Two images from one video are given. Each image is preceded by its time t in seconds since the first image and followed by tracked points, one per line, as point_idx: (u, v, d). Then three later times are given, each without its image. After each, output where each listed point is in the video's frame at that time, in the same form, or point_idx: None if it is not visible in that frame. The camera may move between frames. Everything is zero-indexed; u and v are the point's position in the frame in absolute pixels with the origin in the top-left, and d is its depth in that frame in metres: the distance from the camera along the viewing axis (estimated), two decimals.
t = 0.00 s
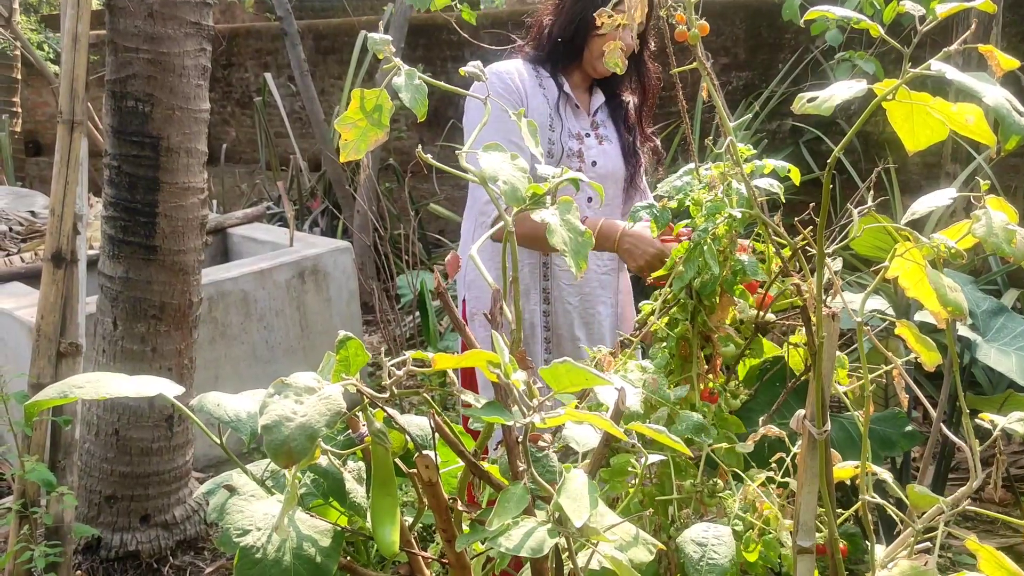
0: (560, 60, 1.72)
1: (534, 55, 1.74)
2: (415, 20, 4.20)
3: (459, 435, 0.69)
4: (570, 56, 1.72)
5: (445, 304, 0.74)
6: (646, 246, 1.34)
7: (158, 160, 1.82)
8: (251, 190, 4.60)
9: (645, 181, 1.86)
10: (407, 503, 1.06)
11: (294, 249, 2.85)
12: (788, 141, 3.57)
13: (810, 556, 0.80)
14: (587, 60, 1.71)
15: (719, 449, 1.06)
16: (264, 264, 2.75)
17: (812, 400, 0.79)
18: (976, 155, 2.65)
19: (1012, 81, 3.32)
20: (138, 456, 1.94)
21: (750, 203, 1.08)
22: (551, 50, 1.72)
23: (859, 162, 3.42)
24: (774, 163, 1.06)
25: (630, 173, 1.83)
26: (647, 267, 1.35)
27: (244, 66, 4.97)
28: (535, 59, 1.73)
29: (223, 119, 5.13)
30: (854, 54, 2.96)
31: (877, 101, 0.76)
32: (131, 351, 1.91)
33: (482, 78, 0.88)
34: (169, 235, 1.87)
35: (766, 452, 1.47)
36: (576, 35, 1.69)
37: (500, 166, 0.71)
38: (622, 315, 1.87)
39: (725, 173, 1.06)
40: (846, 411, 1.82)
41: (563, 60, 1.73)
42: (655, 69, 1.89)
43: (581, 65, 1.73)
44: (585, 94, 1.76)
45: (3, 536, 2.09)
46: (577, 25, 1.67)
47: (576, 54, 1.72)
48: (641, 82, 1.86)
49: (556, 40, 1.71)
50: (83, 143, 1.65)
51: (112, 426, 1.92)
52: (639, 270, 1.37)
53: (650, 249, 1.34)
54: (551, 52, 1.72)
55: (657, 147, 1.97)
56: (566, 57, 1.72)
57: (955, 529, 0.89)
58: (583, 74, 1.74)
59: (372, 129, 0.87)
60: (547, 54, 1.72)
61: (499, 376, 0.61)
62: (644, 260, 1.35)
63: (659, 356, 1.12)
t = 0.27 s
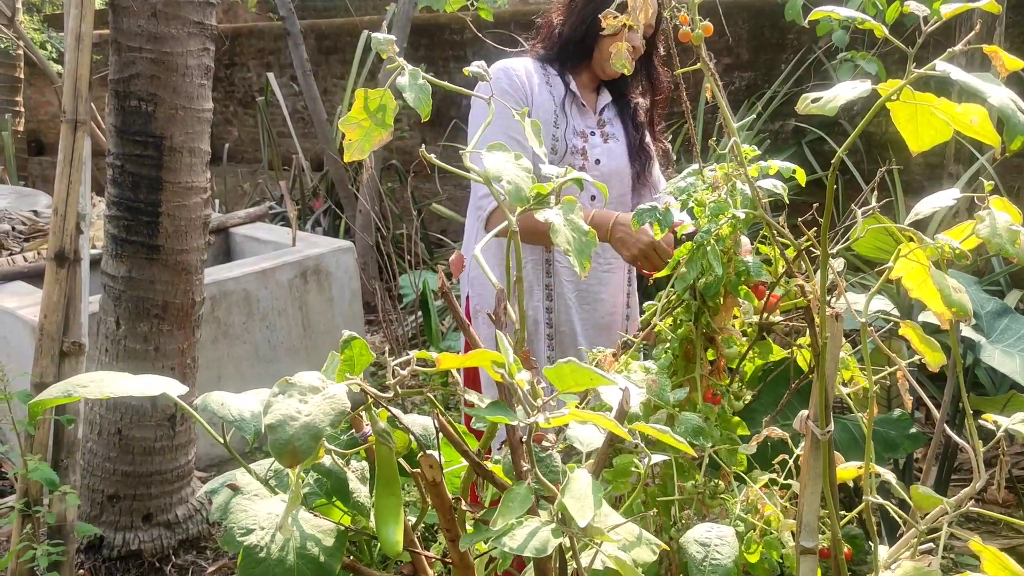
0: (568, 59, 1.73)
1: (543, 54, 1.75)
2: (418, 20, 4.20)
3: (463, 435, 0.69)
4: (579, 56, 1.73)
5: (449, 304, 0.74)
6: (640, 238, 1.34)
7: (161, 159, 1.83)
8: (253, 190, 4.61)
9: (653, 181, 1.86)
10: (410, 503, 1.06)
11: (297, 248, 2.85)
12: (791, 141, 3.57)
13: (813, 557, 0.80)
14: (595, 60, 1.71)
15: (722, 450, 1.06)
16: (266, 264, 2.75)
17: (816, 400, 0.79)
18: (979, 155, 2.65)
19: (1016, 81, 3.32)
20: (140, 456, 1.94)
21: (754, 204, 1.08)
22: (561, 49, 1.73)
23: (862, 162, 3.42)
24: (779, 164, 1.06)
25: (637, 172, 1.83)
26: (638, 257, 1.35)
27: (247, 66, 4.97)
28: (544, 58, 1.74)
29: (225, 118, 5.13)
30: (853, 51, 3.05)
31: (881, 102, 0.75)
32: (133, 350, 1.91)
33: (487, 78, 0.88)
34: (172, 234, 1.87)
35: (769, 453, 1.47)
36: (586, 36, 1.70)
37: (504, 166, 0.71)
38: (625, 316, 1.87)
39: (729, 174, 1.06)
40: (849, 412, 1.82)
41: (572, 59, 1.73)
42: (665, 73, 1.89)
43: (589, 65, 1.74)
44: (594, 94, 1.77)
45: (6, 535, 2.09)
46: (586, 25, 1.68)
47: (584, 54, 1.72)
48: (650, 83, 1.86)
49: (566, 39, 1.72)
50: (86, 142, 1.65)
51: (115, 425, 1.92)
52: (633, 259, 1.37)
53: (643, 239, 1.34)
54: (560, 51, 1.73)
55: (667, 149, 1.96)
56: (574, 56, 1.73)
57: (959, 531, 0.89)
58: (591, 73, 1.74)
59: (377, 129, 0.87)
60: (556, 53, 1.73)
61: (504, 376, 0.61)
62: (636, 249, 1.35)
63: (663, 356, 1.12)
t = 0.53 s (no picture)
0: (576, 59, 1.73)
1: (552, 54, 1.75)
2: (420, 20, 4.21)
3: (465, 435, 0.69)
4: (587, 57, 1.73)
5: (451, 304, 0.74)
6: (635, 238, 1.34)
7: (163, 159, 1.83)
8: (255, 190, 4.61)
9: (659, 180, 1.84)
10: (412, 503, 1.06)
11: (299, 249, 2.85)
12: (793, 141, 3.57)
13: (815, 557, 0.80)
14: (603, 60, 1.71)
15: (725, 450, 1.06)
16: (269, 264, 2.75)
17: (818, 401, 0.79)
18: (981, 156, 2.65)
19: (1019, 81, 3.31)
20: (142, 455, 1.94)
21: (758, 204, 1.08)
22: (569, 48, 1.73)
23: (864, 163, 3.42)
24: (782, 165, 1.06)
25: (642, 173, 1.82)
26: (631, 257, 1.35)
27: (248, 66, 4.97)
28: (552, 57, 1.74)
29: (227, 118, 5.14)
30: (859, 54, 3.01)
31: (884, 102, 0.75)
32: (136, 350, 1.91)
33: (489, 78, 0.88)
34: (174, 234, 1.88)
35: (771, 454, 1.47)
36: (595, 36, 1.70)
37: (506, 166, 0.71)
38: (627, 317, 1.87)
39: (732, 174, 1.05)
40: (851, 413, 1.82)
41: (580, 59, 1.73)
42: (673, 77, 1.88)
43: (598, 65, 1.73)
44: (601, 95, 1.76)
45: (8, 535, 2.09)
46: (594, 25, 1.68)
47: (592, 54, 1.72)
48: (659, 85, 1.85)
49: (574, 39, 1.72)
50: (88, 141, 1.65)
51: (116, 425, 1.92)
52: (626, 259, 1.37)
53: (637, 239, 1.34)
54: (568, 51, 1.73)
55: (676, 151, 1.95)
56: (582, 56, 1.73)
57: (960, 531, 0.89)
58: (599, 74, 1.74)
59: (379, 129, 0.87)
60: (564, 52, 1.73)
61: (506, 376, 0.61)
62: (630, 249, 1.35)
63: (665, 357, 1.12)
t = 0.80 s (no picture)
0: (584, 61, 1.73)
1: (560, 55, 1.75)
2: (421, 21, 4.21)
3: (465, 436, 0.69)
4: (595, 58, 1.73)
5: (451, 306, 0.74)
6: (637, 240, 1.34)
7: (164, 159, 1.83)
8: (256, 191, 4.61)
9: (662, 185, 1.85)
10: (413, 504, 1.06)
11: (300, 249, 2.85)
12: (794, 142, 3.57)
13: (815, 558, 0.80)
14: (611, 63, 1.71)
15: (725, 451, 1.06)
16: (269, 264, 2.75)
17: (819, 402, 0.79)
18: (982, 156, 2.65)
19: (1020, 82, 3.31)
20: (143, 456, 1.94)
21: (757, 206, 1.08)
22: (577, 50, 1.73)
23: (865, 163, 3.42)
24: (782, 166, 1.06)
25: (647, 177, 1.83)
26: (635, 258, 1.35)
27: (249, 66, 4.98)
28: (559, 59, 1.74)
29: (229, 119, 5.14)
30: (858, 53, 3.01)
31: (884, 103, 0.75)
32: (137, 350, 1.91)
33: (490, 80, 0.88)
34: (175, 234, 1.88)
35: (772, 456, 1.47)
36: (604, 38, 1.70)
37: (507, 167, 0.71)
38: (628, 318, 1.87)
39: (732, 176, 1.05)
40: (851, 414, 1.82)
41: (588, 61, 1.73)
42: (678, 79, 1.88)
43: (606, 67, 1.73)
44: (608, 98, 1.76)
45: (9, 535, 2.09)
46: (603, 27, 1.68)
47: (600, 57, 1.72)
48: (667, 89, 1.85)
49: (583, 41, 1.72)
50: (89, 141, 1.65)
51: (117, 425, 1.92)
52: (630, 260, 1.37)
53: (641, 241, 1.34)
54: (576, 53, 1.73)
55: (682, 156, 1.95)
56: (590, 58, 1.73)
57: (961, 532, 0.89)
58: (607, 77, 1.74)
59: (380, 130, 0.87)
60: (572, 54, 1.73)
61: (506, 377, 0.61)
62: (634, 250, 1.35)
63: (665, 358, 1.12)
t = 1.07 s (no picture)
0: (591, 62, 1.73)
1: (566, 55, 1.75)
2: (421, 22, 4.21)
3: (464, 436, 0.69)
4: (602, 60, 1.72)
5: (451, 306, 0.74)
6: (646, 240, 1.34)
7: (164, 160, 1.83)
8: (257, 192, 4.62)
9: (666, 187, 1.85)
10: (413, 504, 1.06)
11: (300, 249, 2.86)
12: (794, 143, 3.57)
13: (815, 559, 0.80)
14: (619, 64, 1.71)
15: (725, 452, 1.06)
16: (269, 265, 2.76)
17: (818, 402, 0.79)
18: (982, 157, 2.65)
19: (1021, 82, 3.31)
20: (143, 456, 1.94)
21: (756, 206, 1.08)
22: (585, 50, 1.72)
23: (865, 164, 3.42)
24: (781, 166, 1.06)
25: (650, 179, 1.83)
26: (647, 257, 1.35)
27: (250, 67, 4.98)
28: (566, 59, 1.74)
29: (229, 120, 5.15)
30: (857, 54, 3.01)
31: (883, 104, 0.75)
32: (137, 351, 1.91)
33: (490, 81, 0.88)
34: (175, 235, 1.88)
35: (772, 457, 1.47)
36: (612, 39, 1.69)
37: (506, 168, 0.71)
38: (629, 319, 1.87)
39: (731, 176, 1.06)
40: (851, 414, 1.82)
41: (595, 62, 1.73)
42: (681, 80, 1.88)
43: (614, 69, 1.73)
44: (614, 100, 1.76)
45: (9, 535, 2.09)
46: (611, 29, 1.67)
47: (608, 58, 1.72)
48: (672, 92, 1.85)
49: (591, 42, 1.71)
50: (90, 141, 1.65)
51: (118, 426, 1.92)
52: (640, 259, 1.37)
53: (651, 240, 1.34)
54: (584, 53, 1.73)
55: (686, 159, 1.95)
56: (597, 59, 1.73)
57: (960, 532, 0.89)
58: (614, 78, 1.74)
59: (380, 131, 0.87)
60: (580, 55, 1.73)
61: (505, 378, 0.61)
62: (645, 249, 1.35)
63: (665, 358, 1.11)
